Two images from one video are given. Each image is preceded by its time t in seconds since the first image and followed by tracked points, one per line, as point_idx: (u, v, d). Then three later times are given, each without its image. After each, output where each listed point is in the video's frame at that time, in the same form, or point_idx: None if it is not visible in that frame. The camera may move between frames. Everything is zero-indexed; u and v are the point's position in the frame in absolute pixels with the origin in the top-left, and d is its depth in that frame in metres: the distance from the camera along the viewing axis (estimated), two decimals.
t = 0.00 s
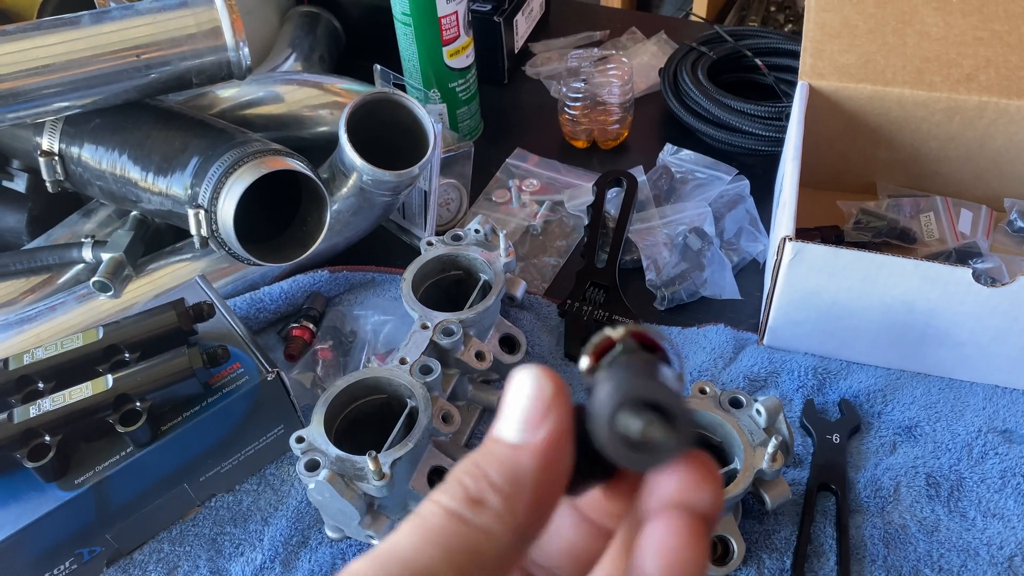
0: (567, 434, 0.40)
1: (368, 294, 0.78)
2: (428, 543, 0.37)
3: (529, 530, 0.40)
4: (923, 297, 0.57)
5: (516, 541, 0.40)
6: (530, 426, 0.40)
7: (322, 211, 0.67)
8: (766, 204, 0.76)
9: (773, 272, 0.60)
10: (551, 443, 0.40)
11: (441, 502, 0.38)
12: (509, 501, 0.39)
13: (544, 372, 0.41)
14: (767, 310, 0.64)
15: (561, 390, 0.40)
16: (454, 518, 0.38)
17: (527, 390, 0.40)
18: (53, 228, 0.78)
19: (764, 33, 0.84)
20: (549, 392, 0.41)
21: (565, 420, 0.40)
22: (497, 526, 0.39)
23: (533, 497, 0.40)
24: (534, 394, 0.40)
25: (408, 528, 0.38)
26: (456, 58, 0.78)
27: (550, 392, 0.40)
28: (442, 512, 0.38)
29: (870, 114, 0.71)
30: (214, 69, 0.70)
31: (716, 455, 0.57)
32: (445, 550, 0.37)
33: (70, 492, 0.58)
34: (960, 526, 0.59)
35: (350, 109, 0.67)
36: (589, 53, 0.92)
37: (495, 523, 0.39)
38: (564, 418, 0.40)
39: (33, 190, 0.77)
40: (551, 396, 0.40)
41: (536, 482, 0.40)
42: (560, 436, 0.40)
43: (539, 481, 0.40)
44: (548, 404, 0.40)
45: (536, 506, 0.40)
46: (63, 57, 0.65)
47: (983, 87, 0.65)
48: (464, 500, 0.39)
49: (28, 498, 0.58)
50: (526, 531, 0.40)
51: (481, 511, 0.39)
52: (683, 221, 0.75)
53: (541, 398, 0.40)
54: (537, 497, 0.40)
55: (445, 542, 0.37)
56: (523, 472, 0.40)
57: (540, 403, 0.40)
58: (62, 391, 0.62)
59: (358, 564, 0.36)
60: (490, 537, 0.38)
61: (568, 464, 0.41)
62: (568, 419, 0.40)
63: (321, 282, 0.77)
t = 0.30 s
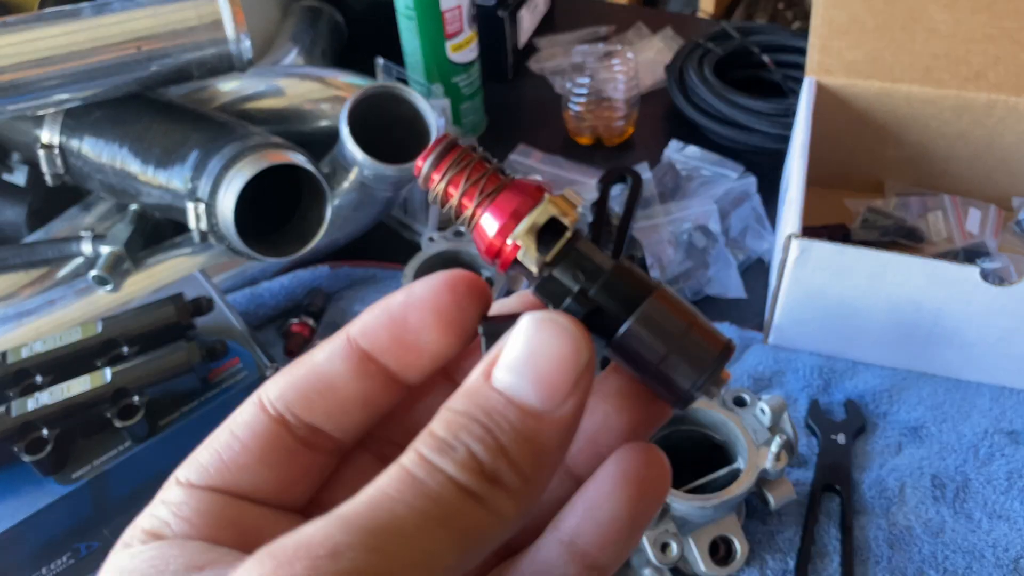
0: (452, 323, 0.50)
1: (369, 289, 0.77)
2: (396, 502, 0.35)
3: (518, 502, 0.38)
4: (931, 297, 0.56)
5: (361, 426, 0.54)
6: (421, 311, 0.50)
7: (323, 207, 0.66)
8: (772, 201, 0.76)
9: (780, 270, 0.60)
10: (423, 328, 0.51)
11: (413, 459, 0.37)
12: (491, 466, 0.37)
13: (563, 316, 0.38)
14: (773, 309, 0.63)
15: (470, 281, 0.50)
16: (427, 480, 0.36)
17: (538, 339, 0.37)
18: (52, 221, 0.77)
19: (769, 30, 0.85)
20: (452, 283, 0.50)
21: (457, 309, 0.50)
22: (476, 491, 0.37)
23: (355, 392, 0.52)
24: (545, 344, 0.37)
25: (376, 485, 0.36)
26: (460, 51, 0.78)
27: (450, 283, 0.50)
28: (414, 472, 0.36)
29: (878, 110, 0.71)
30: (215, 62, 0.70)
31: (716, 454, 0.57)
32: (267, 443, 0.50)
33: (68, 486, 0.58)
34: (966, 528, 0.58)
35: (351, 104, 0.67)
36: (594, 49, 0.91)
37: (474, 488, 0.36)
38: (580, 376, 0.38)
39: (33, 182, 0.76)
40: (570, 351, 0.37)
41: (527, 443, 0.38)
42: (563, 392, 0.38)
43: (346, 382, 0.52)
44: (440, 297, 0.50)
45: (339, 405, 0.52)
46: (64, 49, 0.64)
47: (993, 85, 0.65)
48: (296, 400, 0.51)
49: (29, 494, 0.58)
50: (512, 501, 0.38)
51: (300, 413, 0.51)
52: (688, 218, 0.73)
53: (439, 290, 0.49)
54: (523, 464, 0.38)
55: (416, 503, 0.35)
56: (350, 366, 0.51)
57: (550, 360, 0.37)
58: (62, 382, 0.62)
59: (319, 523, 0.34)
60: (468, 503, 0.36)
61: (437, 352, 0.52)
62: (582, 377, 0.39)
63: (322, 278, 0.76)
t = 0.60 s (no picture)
0: (379, 295, 0.51)
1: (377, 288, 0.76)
2: (317, 454, 0.33)
3: (449, 447, 0.36)
4: (948, 297, 0.55)
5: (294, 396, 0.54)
6: (348, 284, 0.51)
7: (333, 203, 0.66)
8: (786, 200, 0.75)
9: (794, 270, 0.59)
10: (350, 301, 0.51)
11: (334, 415, 0.34)
12: (416, 411, 0.34)
13: (474, 268, 0.36)
14: (786, 309, 0.62)
15: (389, 255, 0.50)
16: (349, 431, 0.33)
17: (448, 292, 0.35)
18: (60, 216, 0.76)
19: (783, 29, 0.85)
20: (380, 257, 0.50)
21: (383, 281, 0.50)
22: (402, 437, 0.34)
23: (286, 363, 0.52)
24: (456, 295, 0.35)
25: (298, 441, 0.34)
26: (471, 48, 0.78)
27: (377, 256, 0.50)
28: (334, 425, 0.34)
29: (893, 109, 0.70)
30: (225, 57, 0.71)
31: (729, 455, 0.56)
32: (203, 416, 0.50)
33: (76, 481, 0.58)
34: (981, 531, 0.57)
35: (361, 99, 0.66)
36: (607, 46, 0.90)
37: (398, 433, 0.34)
38: (494, 323, 0.35)
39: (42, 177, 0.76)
40: (477, 301, 0.35)
41: (451, 392, 0.35)
42: (480, 338, 0.35)
43: (277, 353, 0.52)
44: (365, 270, 0.50)
45: (271, 376, 0.52)
46: (74, 43, 0.63)
47: (1011, 83, 0.64)
48: (229, 372, 0.51)
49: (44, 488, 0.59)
50: (444, 447, 0.35)
51: (233, 384, 0.51)
52: (701, 217, 0.73)
53: (366, 264, 0.50)
54: (453, 411, 0.35)
55: (337, 453, 0.33)
56: (281, 338, 0.52)
57: (463, 308, 0.35)
58: (67, 376, 0.62)
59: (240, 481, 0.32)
60: (395, 450, 0.34)
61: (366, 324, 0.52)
62: (497, 322, 0.35)
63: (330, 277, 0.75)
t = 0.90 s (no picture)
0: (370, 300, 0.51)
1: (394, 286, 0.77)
2: (295, 435, 0.33)
3: (421, 423, 0.36)
4: (962, 299, 0.56)
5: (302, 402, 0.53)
6: (340, 291, 0.51)
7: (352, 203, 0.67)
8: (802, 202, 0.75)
9: (810, 271, 0.59)
10: (343, 306, 0.51)
11: (312, 400, 0.34)
12: (387, 387, 0.34)
13: (430, 257, 0.36)
14: (802, 310, 0.63)
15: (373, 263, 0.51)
16: (324, 412, 0.34)
17: (411, 280, 0.35)
18: (79, 212, 0.77)
19: (798, 31, 0.85)
20: (366, 266, 0.51)
21: (370, 286, 0.51)
22: (376, 413, 0.34)
23: (291, 368, 0.51)
24: (419, 281, 0.35)
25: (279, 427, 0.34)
26: (488, 48, 0.78)
27: (364, 266, 0.51)
28: (310, 409, 0.34)
29: (909, 111, 0.70)
30: (246, 56, 0.71)
31: (746, 455, 0.57)
32: (215, 420, 0.48)
33: (98, 476, 0.60)
34: (995, 533, 0.57)
35: (381, 99, 0.66)
36: (622, 47, 0.91)
37: (371, 409, 0.34)
38: (452, 303, 0.35)
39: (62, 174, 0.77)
40: (433, 285, 0.35)
41: (421, 371, 0.35)
42: (445, 318, 0.35)
43: (281, 358, 0.51)
44: (356, 278, 0.50)
45: (278, 382, 0.51)
46: (96, 41, 0.64)
47: None
48: (237, 379, 0.50)
49: (65, 482, 0.60)
50: (418, 423, 0.36)
51: (242, 391, 0.50)
52: (716, 217, 0.73)
53: (354, 272, 0.50)
54: (426, 388, 0.35)
55: (314, 432, 0.33)
56: (283, 343, 0.51)
57: (427, 292, 0.35)
58: (89, 371, 0.63)
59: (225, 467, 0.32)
60: (369, 427, 0.34)
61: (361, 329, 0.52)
62: (460, 304, 0.36)
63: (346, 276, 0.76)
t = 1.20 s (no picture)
0: (353, 290, 0.50)
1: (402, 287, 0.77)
2: (297, 428, 0.32)
3: (422, 421, 0.35)
4: (972, 303, 0.55)
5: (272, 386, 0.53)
6: (321, 281, 0.50)
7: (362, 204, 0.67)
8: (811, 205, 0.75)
9: (819, 274, 0.59)
10: (324, 296, 0.50)
11: (311, 393, 0.33)
12: (390, 381, 0.34)
13: (435, 252, 0.35)
14: (810, 313, 0.63)
15: (361, 253, 0.49)
16: (325, 405, 0.33)
17: (415, 274, 0.34)
18: (90, 211, 0.77)
19: (808, 34, 0.85)
20: (351, 255, 0.50)
21: (354, 278, 0.50)
22: (379, 409, 0.33)
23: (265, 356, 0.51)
24: (423, 274, 0.34)
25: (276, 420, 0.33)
26: (498, 50, 0.78)
27: (349, 255, 0.49)
28: (309, 401, 0.33)
29: (919, 114, 0.70)
30: (257, 56, 0.71)
31: (753, 459, 0.57)
32: (188, 405, 0.48)
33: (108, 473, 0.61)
34: (1004, 538, 0.57)
35: (392, 100, 0.66)
36: (632, 49, 0.91)
37: (374, 404, 0.33)
38: (456, 305, 0.35)
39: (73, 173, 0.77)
40: (441, 280, 0.34)
41: (422, 366, 0.34)
42: (448, 314, 0.35)
43: (255, 344, 0.51)
44: (339, 268, 0.49)
45: (250, 369, 0.51)
46: (109, 42, 0.65)
47: None
48: (210, 365, 0.50)
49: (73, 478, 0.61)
50: (418, 421, 0.35)
51: (214, 376, 0.50)
52: (724, 221, 0.73)
53: (337, 262, 0.49)
54: (427, 383, 0.35)
55: (317, 427, 0.32)
56: (259, 330, 0.51)
57: (431, 286, 0.34)
58: (100, 369, 0.64)
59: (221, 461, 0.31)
60: (371, 423, 0.33)
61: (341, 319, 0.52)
62: (462, 302, 0.35)
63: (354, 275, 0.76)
